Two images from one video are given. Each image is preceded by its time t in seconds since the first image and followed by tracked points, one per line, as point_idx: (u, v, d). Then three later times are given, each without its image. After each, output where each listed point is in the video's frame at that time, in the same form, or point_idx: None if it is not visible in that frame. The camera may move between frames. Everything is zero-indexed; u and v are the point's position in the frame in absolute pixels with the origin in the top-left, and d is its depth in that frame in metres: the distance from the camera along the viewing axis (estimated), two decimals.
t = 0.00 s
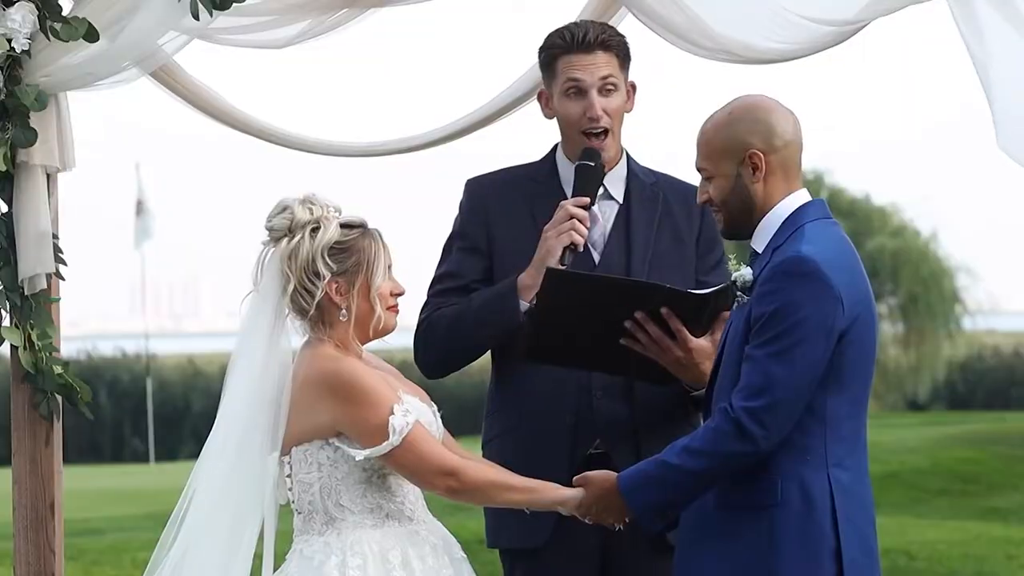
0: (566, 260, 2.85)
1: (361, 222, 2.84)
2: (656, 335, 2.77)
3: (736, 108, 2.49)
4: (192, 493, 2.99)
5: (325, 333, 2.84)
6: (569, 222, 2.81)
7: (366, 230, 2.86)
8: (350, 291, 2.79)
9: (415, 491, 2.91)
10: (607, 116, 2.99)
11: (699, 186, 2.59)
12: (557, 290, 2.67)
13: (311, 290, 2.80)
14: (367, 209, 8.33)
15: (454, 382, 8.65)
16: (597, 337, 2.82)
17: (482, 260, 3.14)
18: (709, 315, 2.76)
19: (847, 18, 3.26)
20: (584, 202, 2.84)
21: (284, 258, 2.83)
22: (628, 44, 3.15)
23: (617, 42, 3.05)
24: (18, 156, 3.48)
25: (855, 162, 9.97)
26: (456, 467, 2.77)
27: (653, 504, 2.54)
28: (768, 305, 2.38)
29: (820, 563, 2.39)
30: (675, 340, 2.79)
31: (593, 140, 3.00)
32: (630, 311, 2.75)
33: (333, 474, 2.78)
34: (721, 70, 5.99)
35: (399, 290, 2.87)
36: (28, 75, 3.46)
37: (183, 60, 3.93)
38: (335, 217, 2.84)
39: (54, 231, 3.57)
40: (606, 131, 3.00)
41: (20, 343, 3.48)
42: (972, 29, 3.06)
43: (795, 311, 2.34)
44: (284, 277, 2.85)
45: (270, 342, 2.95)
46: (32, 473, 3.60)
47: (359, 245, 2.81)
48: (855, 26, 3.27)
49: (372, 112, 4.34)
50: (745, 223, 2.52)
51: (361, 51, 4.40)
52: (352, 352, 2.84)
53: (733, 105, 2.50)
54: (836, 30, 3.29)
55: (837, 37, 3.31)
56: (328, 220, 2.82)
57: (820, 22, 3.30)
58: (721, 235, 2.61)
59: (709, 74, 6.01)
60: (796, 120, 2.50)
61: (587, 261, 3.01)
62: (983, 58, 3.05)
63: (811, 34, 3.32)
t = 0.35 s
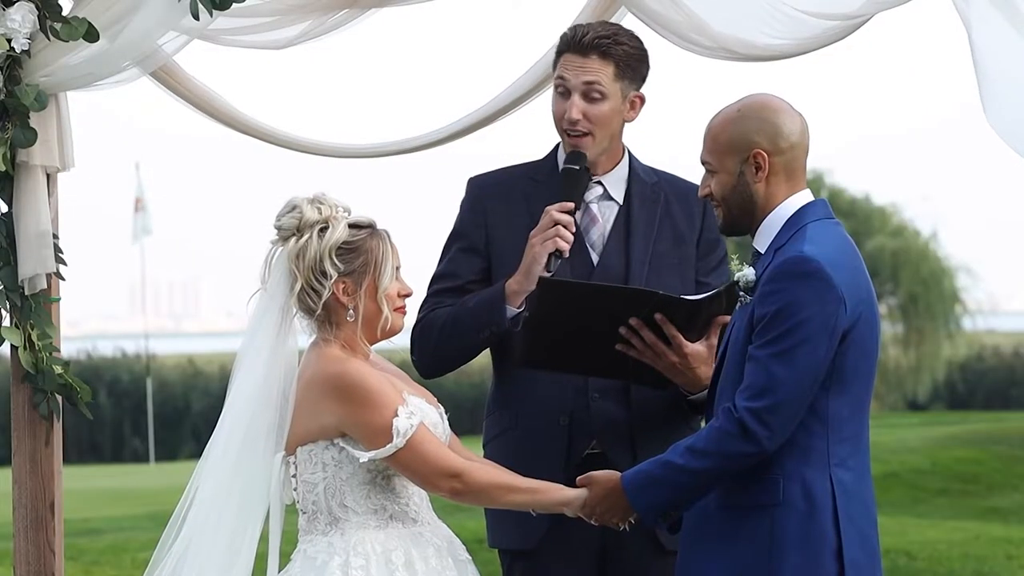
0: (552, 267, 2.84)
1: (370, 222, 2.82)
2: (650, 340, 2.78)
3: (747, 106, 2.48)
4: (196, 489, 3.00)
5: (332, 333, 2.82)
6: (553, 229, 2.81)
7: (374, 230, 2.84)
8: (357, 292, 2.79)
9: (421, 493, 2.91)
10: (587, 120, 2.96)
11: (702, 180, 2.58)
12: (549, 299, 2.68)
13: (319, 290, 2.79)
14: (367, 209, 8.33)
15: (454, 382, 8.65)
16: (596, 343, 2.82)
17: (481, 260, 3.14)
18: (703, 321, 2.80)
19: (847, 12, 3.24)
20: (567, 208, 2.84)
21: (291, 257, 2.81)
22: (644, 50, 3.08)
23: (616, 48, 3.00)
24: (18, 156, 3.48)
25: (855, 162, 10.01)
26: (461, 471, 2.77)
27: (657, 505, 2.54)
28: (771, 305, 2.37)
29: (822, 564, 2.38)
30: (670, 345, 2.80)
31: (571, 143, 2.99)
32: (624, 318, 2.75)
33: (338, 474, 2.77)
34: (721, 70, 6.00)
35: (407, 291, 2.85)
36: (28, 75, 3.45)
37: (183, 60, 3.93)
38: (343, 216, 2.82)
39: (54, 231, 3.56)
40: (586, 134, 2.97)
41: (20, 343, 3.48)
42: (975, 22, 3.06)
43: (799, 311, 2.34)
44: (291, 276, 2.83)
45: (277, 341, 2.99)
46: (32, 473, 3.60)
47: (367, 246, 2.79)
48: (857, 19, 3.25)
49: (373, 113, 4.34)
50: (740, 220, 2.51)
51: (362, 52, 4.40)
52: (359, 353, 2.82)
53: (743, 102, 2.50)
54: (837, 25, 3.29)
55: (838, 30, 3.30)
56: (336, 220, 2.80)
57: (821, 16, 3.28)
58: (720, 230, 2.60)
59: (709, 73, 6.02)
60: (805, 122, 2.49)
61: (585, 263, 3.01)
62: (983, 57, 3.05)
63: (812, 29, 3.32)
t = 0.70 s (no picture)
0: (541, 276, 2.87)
1: (373, 220, 2.81)
2: (621, 341, 2.75)
3: (753, 104, 2.48)
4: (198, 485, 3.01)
5: (336, 333, 2.82)
6: (542, 239, 2.85)
7: (378, 228, 2.83)
8: (361, 290, 2.78)
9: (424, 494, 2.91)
10: (607, 138, 2.97)
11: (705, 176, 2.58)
12: (519, 299, 2.70)
13: (322, 289, 2.78)
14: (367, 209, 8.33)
15: (454, 382, 8.65)
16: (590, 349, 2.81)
17: (487, 257, 3.14)
18: (677, 322, 2.75)
19: (849, 16, 3.26)
20: (559, 220, 2.89)
21: (295, 257, 2.81)
22: (657, 61, 3.07)
23: (634, 67, 2.99)
24: (18, 155, 3.48)
25: (856, 163, 9.98)
26: (462, 476, 2.75)
27: (657, 503, 2.54)
28: (773, 305, 2.37)
29: (822, 563, 2.38)
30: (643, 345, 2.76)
31: (589, 157, 3.00)
32: (595, 317, 2.73)
33: (342, 474, 2.76)
34: (720, 71, 6.01)
35: (411, 288, 2.84)
36: (28, 75, 3.45)
37: (184, 60, 3.93)
38: (347, 215, 2.81)
39: (54, 232, 3.56)
40: (604, 151, 2.99)
41: (20, 343, 3.48)
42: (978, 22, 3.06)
43: (800, 311, 2.34)
44: (295, 275, 2.83)
45: (280, 341, 3.01)
46: (32, 473, 3.59)
47: (371, 244, 2.79)
48: (857, 24, 3.27)
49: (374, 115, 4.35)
50: (744, 220, 2.51)
51: (363, 52, 4.40)
52: (363, 353, 2.82)
53: (749, 101, 2.50)
54: (837, 28, 3.29)
55: (838, 34, 3.30)
56: (340, 219, 2.80)
57: (822, 21, 3.30)
58: (721, 227, 2.60)
59: (710, 74, 6.03)
60: (808, 121, 2.49)
61: (586, 264, 3.03)
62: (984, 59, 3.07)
63: (813, 33, 3.33)
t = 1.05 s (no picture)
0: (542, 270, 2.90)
1: (376, 217, 2.81)
2: (615, 338, 2.73)
3: (754, 104, 2.48)
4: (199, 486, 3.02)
5: (341, 331, 2.82)
6: (542, 231, 2.89)
7: (381, 225, 2.83)
8: (365, 287, 2.78)
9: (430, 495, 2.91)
10: (609, 128, 2.96)
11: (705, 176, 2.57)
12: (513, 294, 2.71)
13: (327, 287, 2.78)
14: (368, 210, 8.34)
15: (454, 382, 8.62)
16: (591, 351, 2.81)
17: (491, 257, 3.14)
18: (670, 320, 2.74)
19: (846, 21, 3.27)
20: (560, 211, 2.91)
21: (299, 255, 2.81)
22: (662, 57, 3.08)
23: (639, 57, 3.00)
24: (18, 155, 3.48)
25: (856, 163, 10.00)
26: (465, 478, 2.75)
27: (658, 504, 2.54)
28: (773, 305, 2.37)
29: (823, 563, 2.38)
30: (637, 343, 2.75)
31: (590, 147, 2.99)
32: (589, 316, 2.73)
33: (347, 475, 2.75)
34: (720, 71, 6.00)
35: (415, 284, 2.84)
36: (28, 75, 3.45)
37: (184, 60, 3.93)
38: (349, 213, 2.81)
39: (54, 232, 3.56)
40: (606, 141, 2.98)
41: (20, 343, 3.48)
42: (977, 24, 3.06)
43: (801, 311, 2.33)
44: (299, 274, 2.83)
45: (283, 341, 3.00)
46: (32, 473, 3.59)
47: (374, 241, 2.79)
48: (855, 29, 3.28)
49: (374, 115, 4.35)
50: (743, 219, 2.51)
51: (363, 52, 4.40)
52: (369, 353, 2.81)
53: (750, 101, 2.50)
54: (835, 32, 3.29)
55: (835, 39, 3.31)
56: (343, 217, 2.79)
57: (820, 25, 3.30)
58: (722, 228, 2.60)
59: (710, 74, 6.02)
60: (810, 122, 2.49)
61: (588, 264, 3.03)
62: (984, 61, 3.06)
63: (810, 36, 3.32)
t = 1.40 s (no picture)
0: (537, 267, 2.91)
1: (381, 221, 2.82)
2: (609, 331, 2.73)
3: (756, 104, 2.48)
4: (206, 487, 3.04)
5: (346, 337, 2.80)
6: (538, 227, 2.89)
7: (385, 229, 2.83)
8: (371, 291, 2.78)
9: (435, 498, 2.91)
10: (609, 123, 2.96)
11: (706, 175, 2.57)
12: (508, 283, 2.73)
13: (333, 292, 2.77)
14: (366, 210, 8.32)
15: (453, 383, 8.58)
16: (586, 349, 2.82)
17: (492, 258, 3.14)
18: (664, 314, 2.74)
19: (848, 18, 3.28)
20: (556, 207, 2.91)
21: (304, 260, 2.80)
22: (664, 56, 3.08)
23: (639, 53, 3.01)
24: (18, 155, 3.48)
25: (855, 164, 10.04)
26: (468, 483, 2.74)
27: (658, 503, 2.54)
28: (774, 305, 2.37)
29: (823, 563, 2.38)
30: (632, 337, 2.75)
31: (590, 143, 2.98)
32: (583, 309, 2.74)
33: (353, 479, 2.75)
34: (720, 71, 5.99)
35: (419, 288, 2.85)
36: (28, 75, 3.45)
37: (184, 60, 3.93)
38: (354, 217, 2.81)
39: (53, 231, 3.56)
40: (606, 137, 2.96)
41: (20, 343, 3.48)
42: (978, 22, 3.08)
43: (801, 311, 2.33)
44: (304, 278, 2.82)
45: (286, 342, 3.00)
46: (32, 473, 3.59)
47: (380, 246, 2.79)
48: (857, 28, 3.29)
49: (374, 116, 4.34)
50: (744, 219, 2.51)
51: (363, 53, 4.40)
52: (375, 356, 2.81)
53: (752, 100, 2.49)
54: (837, 31, 3.30)
55: (837, 38, 3.31)
56: (348, 221, 2.79)
57: (822, 23, 3.31)
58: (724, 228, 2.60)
59: (710, 73, 6.01)
60: (812, 123, 2.49)
61: (586, 262, 3.03)
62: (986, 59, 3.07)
63: (812, 35, 3.33)
